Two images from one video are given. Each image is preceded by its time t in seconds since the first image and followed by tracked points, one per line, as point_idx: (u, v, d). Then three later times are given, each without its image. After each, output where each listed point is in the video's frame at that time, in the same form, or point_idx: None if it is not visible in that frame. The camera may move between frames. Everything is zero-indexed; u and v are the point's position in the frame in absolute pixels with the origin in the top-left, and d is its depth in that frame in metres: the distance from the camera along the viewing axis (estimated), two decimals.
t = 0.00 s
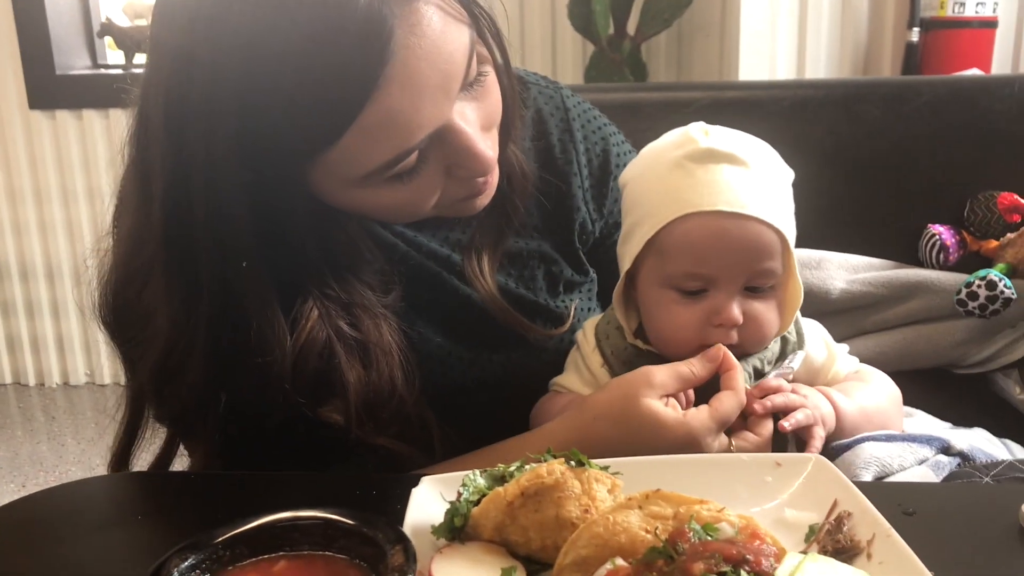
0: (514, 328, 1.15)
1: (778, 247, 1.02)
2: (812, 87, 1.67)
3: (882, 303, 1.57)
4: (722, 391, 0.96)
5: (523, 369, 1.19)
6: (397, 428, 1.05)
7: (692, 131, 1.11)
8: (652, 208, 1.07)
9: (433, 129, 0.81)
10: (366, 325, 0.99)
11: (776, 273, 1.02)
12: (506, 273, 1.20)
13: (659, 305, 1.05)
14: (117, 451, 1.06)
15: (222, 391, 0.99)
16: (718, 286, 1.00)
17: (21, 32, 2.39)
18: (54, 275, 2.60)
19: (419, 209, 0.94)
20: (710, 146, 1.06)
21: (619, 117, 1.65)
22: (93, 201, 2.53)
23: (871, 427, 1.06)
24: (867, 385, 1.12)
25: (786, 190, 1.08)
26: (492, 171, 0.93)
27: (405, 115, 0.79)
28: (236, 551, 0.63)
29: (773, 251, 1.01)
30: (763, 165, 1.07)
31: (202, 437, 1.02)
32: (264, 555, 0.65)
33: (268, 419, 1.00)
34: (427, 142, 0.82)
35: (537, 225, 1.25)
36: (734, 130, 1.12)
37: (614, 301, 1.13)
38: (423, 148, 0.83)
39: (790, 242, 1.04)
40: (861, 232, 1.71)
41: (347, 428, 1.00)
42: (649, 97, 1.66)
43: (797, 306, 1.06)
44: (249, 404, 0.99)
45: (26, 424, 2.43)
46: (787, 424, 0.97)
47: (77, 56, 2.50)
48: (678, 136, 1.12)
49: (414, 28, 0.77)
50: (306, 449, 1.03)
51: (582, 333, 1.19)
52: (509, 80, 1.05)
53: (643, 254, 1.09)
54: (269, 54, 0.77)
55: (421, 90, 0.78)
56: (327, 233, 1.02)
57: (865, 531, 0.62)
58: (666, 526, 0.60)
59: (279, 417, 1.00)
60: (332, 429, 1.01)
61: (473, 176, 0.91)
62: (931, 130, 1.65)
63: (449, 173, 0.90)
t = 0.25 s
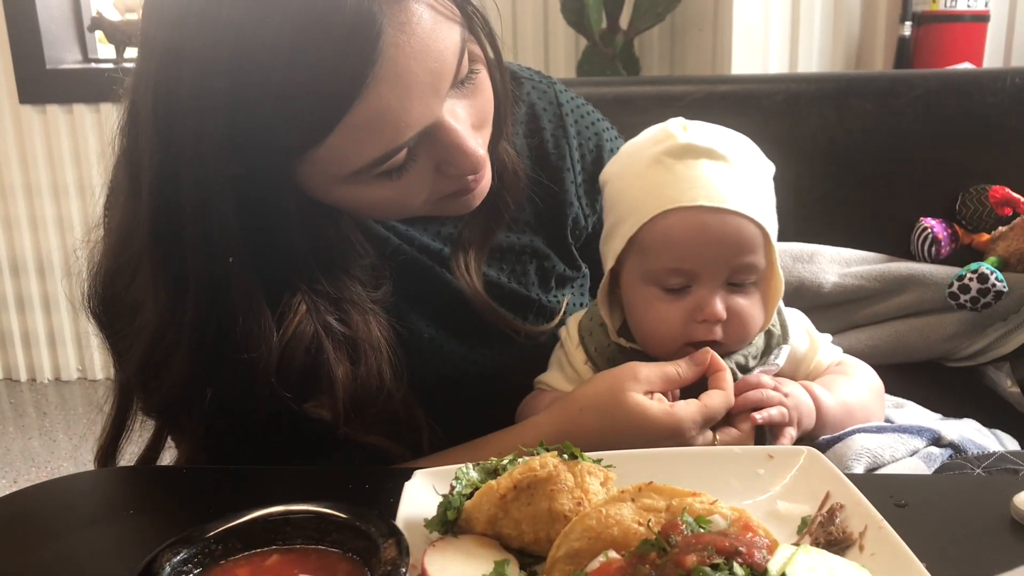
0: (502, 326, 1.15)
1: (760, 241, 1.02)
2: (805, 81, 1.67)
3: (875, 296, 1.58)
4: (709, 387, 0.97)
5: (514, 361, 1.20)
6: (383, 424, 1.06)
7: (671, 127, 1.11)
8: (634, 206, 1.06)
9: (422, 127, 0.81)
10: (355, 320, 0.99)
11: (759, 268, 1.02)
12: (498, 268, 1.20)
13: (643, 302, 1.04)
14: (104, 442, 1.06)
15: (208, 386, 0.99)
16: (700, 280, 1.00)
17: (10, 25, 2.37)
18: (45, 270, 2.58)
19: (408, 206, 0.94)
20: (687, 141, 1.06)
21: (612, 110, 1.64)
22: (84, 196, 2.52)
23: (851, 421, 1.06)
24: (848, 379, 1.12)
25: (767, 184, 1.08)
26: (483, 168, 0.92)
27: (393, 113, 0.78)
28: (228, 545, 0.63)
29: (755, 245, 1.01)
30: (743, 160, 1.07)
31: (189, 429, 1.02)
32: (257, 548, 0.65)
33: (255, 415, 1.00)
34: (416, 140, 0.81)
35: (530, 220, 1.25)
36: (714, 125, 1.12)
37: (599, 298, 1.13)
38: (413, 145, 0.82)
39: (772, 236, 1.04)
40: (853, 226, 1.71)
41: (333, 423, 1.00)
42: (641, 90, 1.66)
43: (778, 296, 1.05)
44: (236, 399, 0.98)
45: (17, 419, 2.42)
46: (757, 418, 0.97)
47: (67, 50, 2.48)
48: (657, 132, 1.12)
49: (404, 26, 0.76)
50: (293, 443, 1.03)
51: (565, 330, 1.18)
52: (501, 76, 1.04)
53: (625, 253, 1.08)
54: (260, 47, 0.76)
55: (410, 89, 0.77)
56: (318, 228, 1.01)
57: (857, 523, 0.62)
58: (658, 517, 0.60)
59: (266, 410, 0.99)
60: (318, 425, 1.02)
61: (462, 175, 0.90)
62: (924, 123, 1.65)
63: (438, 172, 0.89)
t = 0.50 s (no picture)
0: (502, 324, 1.15)
1: (744, 237, 1.01)
2: (803, 79, 1.67)
3: (874, 294, 1.58)
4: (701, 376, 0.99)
5: (513, 359, 1.20)
6: (381, 422, 1.06)
7: (653, 125, 1.09)
8: (618, 207, 1.05)
9: (423, 127, 0.81)
10: (355, 318, 0.99)
11: (745, 264, 1.01)
12: (499, 267, 1.20)
13: (629, 302, 1.04)
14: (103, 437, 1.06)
15: (208, 383, 0.99)
16: (686, 279, 0.99)
17: (9, 23, 2.37)
18: (43, 268, 2.58)
19: (406, 206, 0.94)
20: (670, 141, 1.04)
21: (612, 108, 1.64)
22: (83, 194, 2.51)
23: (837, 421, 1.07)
24: (837, 374, 1.12)
25: (750, 177, 1.07)
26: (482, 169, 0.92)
27: (393, 114, 0.78)
28: (230, 544, 0.63)
29: (739, 242, 1.00)
30: (727, 157, 1.05)
31: (187, 426, 1.02)
32: (259, 547, 0.65)
33: (254, 412, 1.00)
34: (416, 140, 0.81)
35: (529, 219, 1.25)
36: (695, 121, 1.10)
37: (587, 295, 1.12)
38: (413, 146, 0.82)
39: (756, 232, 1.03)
40: (853, 224, 1.71)
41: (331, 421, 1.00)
42: (641, 88, 1.66)
43: (766, 289, 1.04)
44: (235, 397, 0.98)
45: (16, 417, 2.41)
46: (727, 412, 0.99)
47: (65, 48, 2.48)
48: (640, 130, 1.10)
49: (406, 26, 0.76)
50: (292, 439, 1.03)
51: (558, 326, 1.18)
52: (501, 76, 1.04)
53: (612, 253, 1.07)
54: (260, 47, 0.76)
55: (411, 89, 0.77)
56: (319, 227, 1.01)
57: (858, 522, 0.62)
58: (659, 516, 0.60)
59: (265, 407, 0.99)
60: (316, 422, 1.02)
61: (462, 176, 0.90)
62: (922, 121, 1.65)
63: (438, 172, 0.89)
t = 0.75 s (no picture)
0: (502, 323, 1.15)
1: (744, 241, 1.01)
2: (803, 77, 1.67)
3: (873, 292, 1.58)
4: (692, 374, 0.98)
5: (511, 356, 1.20)
6: (378, 419, 1.06)
7: (654, 127, 1.09)
8: (620, 211, 1.05)
9: (423, 125, 0.81)
10: (353, 316, 0.99)
11: (745, 267, 1.01)
12: (498, 265, 1.20)
13: (630, 305, 1.04)
14: (103, 433, 1.06)
15: (207, 380, 0.99)
16: (686, 283, 0.99)
17: (9, 20, 2.36)
18: (43, 265, 2.57)
19: (405, 204, 0.94)
20: (672, 144, 1.04)
21: (612, 107, 1.64)
22: (82, 191, 2.51)
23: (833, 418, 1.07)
24: (834, 374, 1.11)
25: (752, 179, 1.07)
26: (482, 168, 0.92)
27: (393, 112, 0.78)
28: (229, 542, 0.63)
29: (739, 246, 1.00)
30: (729, 161, 1.05)
31: (186, 423, 1.02)
32: (258, 545, 0.65)
33: (252, 409, 1.00)
34: (416, 138, 0.81)
35: (529, 216, 1.25)
36: (695, 120, 1.10)
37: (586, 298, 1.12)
38: (413, 144, 0.82)
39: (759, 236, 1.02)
40: (853, 222, 1.71)
41: (330, 418, 1.00)
42: (641, 86, 1.66)
43: (769, 295, 1.04)
44: (233, 392, 0.99)
45: (15, 415, 2.41)
46: (713, 411, 1.01)
47: (65, 45, 2.47)
48: (641, 133, 1.10)
49: (406, 24, 0.76)
50: (290, 436, 1.03)
51: (557, 324, 1.18)
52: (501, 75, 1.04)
53: (613, 257, 1.07)
54: (260, 44, 0.76)
55: (411, 87, 0.77)
56: (318, 225, 1.01)
57: (857, 519, 0.62)
58: (658, 514, 0.60)
59: (264, 403, 1.00)
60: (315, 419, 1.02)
61: (461, 174, 0.90)
62: (922, 119, 1.65)
63: (437, 170, 0.89)
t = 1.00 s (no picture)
0: (503, 324, 1.15)
1: (745, 247, 1.01)
2: (804, 77, 1.67)
3: (875, 292, 1.58)
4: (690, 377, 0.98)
5: (512, 355, 1.20)
6: (380, 420, 1.06)
7: (655, 131, 1.08)
8: (622, 216, 1.04)
9: (425, 128, 0.80)
10: (355, 316, 0.99)
11: (745, 275, 1.01)
12: (499, 266, 1.20)
13: (632, 310, 1.04)
14: (104, 434, 1.06)
15: (208, 381, 0.99)
16: (687, 289, 0.99)
17: (10, 19, 2.36)
18: (43, 264, 2.58)
19: (406, 205, 0.94)
20: (675, 149, 1.03)
21: (613, 107, 1.64)
22: (83, 190, 2.51)
23: (836, 417, 1.07)
24: (835, 376, 1.11)
25: (755, 183, 1.07)
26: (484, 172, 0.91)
27: (394, 115, 0.78)
28: (231, 543, 0.63)
29: (740, 251, 1.00)
30: (732, 167, 1.04)
31: (187, 423, 1.02)
32: (260, 545, 0.65)
33: (254, 409, 1.00)
34: (418, 141, 0.81)
35: (531, 217, 1.25)
36: (696, 121, 1.10)
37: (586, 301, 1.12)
38: (414, 146, 0.82)
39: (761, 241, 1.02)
40: (854, 222, 1.71)
41: (331, 419, 1.00)
42: (643, 86, 1.66)
43: (771, 299, 1.04)
44: (235, 393, 0.99)
45: (15, 414, 2.42)
46: (712, 412, 1.02)
47: (66, 44, 2.47)
48: (643, 136, 1.09)
49: (407, 27, 0.76)
50: (291, 436, 1.03)
51: (558, 325, 1.18)
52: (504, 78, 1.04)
53: (615, 263, 1.07)
54: (261, 46, 0.76)
55: (412, 90, 0.77)
56: (320, 224, 1.01)
57: (859, 521, 0.62)
58: (661, 515, 0.60)
59: (265, 404, 1.00)
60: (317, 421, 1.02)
61: (463, 177, 0.90)
62: (924, 119, 1.65)
63: (439, 172, 0.89)
